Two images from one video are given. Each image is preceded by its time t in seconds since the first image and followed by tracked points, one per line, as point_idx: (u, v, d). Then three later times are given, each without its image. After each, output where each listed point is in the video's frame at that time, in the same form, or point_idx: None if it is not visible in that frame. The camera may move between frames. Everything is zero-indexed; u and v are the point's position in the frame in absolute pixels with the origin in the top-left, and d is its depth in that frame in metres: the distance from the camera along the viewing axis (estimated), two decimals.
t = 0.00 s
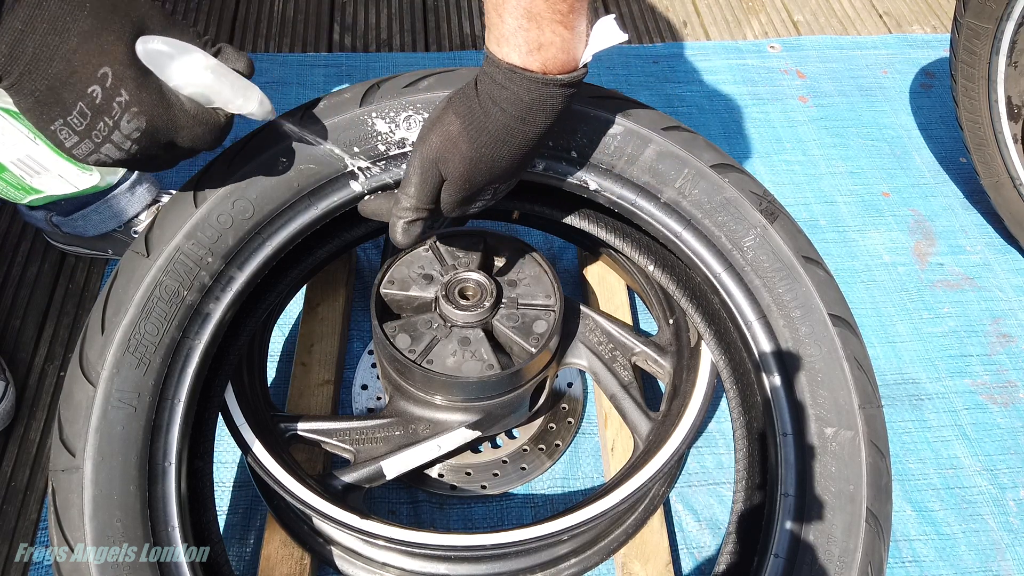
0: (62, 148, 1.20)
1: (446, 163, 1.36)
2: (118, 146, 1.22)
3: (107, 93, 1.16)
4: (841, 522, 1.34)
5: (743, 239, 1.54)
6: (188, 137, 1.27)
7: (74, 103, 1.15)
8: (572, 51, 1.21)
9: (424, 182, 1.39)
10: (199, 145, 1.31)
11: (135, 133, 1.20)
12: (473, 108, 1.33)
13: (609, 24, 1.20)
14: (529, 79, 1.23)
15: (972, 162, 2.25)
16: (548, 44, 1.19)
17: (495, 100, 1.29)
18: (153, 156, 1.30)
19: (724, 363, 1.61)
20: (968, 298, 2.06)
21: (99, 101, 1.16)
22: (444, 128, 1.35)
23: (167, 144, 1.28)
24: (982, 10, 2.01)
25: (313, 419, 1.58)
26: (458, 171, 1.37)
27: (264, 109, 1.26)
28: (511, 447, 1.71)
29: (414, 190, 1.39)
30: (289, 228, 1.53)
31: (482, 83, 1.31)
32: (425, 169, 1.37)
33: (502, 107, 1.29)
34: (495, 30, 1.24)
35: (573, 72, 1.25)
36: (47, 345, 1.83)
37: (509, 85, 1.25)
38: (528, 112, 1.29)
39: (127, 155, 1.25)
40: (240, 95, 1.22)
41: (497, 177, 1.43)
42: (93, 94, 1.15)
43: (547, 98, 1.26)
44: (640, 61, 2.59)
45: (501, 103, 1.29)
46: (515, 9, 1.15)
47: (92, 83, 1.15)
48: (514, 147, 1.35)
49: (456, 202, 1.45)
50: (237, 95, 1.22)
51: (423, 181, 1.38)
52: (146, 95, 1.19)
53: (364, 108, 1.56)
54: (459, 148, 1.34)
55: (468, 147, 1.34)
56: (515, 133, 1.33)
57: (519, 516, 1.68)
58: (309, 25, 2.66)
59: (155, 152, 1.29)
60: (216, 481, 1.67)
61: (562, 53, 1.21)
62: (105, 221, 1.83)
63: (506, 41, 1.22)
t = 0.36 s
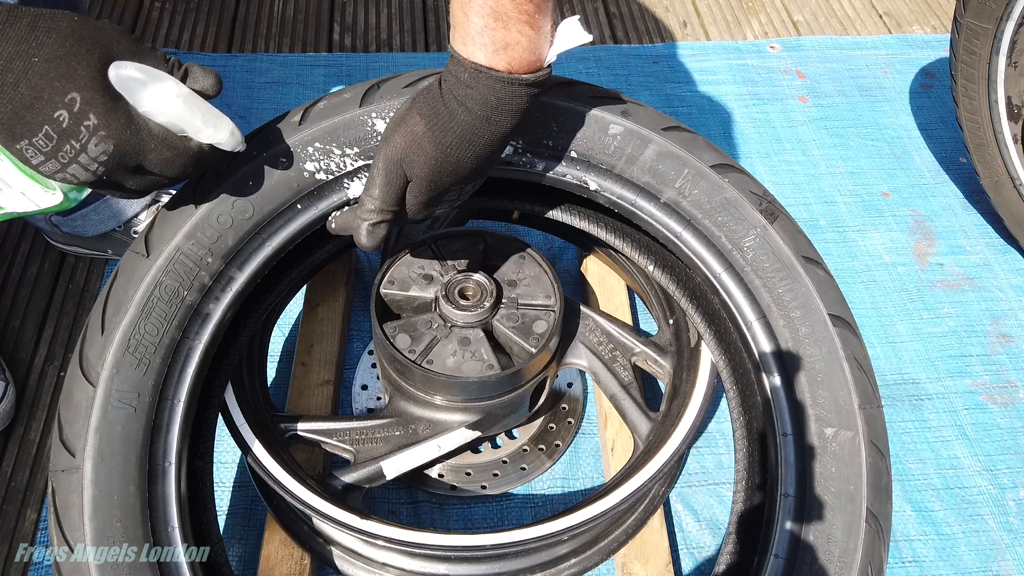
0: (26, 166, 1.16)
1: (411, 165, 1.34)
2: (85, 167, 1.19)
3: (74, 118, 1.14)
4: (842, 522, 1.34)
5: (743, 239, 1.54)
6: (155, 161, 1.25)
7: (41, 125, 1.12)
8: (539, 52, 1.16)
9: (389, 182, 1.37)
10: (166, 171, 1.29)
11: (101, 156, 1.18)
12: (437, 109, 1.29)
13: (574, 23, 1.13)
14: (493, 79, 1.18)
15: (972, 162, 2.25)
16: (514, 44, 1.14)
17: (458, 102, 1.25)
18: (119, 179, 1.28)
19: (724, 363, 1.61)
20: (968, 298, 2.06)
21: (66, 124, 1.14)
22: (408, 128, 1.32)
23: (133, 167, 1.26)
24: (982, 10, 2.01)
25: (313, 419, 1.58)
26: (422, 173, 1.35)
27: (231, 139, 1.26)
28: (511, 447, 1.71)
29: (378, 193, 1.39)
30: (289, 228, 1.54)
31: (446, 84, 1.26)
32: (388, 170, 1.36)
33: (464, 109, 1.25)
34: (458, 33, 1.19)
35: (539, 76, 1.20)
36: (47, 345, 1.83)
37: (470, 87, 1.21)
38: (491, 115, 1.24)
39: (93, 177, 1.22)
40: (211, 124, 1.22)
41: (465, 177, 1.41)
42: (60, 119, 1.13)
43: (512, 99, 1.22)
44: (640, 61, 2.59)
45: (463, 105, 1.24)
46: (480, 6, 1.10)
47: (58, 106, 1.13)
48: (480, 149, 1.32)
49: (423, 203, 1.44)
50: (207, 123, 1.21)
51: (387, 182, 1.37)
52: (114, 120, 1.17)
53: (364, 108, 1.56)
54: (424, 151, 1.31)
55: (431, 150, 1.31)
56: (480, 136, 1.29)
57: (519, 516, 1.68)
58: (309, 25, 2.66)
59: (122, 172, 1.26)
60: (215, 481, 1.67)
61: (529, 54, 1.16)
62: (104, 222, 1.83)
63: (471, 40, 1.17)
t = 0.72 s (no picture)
0: None
1: (354, 182, 1.35)
2: (48, 199, 1.20)
3: (33, 149, 1.14)
4: (841, 522, 1.34)
5: (743, 239, 1.54)
6: (122, 186, 1.26)
7: None
8: (480, 68, 1.17)
9: (331, 199, 1.37)
10: (133, 193, 1.30)
11: (64, 186, 1.19)
12: (381, 125, 1.31)
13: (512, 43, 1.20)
14: (438, 95, 1.19)
15: (972, 162, 2.25)
16: (457, 61, 1.14)
17: (402, 119, 1.27)
18: (89, 205, 1.29)
19: (724, 363, 1.61)
20: (968, 298, 2.06)
21: (24, 156, 1.14)
22: (351, 145, 1.34)
23: (101, 194, 1.26)
24: (982, 10, 2.01)
25: (313, 419, 1.57)
26: (366, 189, 1.36)
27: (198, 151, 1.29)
28: (511, 448, 1.71)
29: (320, 212, 1.38)
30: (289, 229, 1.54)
31: (388, 98, 1.28)
32: (331, 187, 1.36)
33: (410, 126, 1.27)
34: (398, 41, 1.17)
35: (478, 91, 1.22)
36: (47, 345, 1.83)
37: (416, 104, 1.22)
38: (436, 131, 1.26)
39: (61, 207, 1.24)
40: (174, 140, 1.24)
41: (407, 193, 1.43)
42: (18, 150, 1.13)
43: (454, 115, 1.24)
44: (640, 61, 2.59)
45: (408, 122, 1.26)
46: (421, 25, 1.08)
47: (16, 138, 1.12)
48: (422, 164, 1.35)
49: (365, 221, 1.44)
50: (171, 139, 1.24)
51: (330, 199, 1.37)
52: (74, 149, 1.17)
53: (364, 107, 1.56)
54: (370, 169, 1.33)
55: (376, 166, 1.33)
56: (422, 152, 1.32)
57: (519, 517, 1.68)
58: (309, 25, 2.66)
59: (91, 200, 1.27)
60: (216, 481, 1.67)
61: (471, 72, 1.17)
62: (104, 223, 1.84)
63: (411, 53, 1.16)
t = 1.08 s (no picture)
0: None
1: (343, 206, 1.34)
2: (54, 223, 1.17)
3: (36, 175, 1.11)
4: (841, 522, 1.34)
5: (743, 239, 1.54)
6: (124, 205, 1.23)
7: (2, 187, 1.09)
8: (466, 91, 1.17)
9: (318, 227, 1.35)
10: (137, 214, 1.28)
11: (70, 210, 1.16)
12: (369, 150, 1.32)
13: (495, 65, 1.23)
14: (426, 119, 1.19)
15: (972, 162, 2.25)
16: (444, 85, 1.14)
17: (391, 144, 1.28)
18: (91, 230, 1.27)
19: (724, 363, 1.61)
20: (968, 298, 2.06)
21: (28, 183, 1.11)
22: (338, 170, 1.33)
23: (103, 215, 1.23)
24: (982, 10, 2.01)
25: (313, 419, 1.57)
26: (356, 213, 1.36)
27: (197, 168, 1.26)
28: (511, 448, 1.71)
29: (307, 237, 1.35)
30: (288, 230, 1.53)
31: (375, 124, 1.29)
32: (318, 214, 1.34)
33: (399, 151, 1.29)
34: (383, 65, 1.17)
35: (464, 113, 1.23)
36: (47, 345, 1.83)
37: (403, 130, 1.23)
38: (425, 155, 1.28)
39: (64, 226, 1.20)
40: (173, 157, 1.21)
41: (392, 213, 1.44)
42: (22, 176, 1.10)
43: (443, 137, 1.25)
44: (640, 61, 2.59)
45: (397, 146, 1.28)
46: (407, 50, 1.08)
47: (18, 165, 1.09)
48: (411, 184, 1.37)
49: (351, 243, 1.43)
50: (171, 157, 1.20)
51: (317, 225, 1.35)
52: (77, 171, 1.14)
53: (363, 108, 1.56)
54: (361, 195, 1.34)
55: (366, 190, 1.34)
56: (411, 174, 1.34)
57: (519, 517, 1.68)
58: (309, 25, 2.66)
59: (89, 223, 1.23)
60: (215, 481, 1.67)
61: (458, 95, 1.17)
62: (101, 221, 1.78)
63: (397, 77, 1.15)
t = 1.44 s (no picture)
0: None
1: (322, 219, 1.34)
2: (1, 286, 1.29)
3: None
4: (841, 522, 1.34)
5: (743, 239, 1.54)
6: (67, 256, 1.33)
7: None
8: (437, 100, 1.23)
9: (297, 241, 1.34)
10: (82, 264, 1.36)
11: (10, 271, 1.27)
12: (345, 162, 1.32)
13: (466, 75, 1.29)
14: (398, 127, 1.23)
15: (972, 162, 2.25)
16: (419, 93, 1.19)
17: (365, 153, 1.30)
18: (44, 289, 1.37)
19: (724, 363, 1.61)
20: (968, 298, 2.06)
21: None
22: (314, 183, 1.32)
23: (51, 271, 1.33)
24: (982, 10, 2.01)
25: (313, 419, 1.57)
26: (335, 226, 1.35)
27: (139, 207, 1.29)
28: (511, 448, 1.71)
29: (285, 254, 1.34)
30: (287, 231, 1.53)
31: (348, 136, 1.31)
32: (295, 230, 1.33)
33: (372, 158, 1.30)
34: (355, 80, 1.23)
35: (435, 122, 1.27)
36: (47, 345, 1.83)
37: (375, 137, 1.25)
38: (399, 162, 1.30)
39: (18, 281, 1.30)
40: (112, 200, 1.26)
41: (368, 224, 1.44)
42: None
43: (415, 145, 1.28)
44: (640, 61, 2.59)
45: (372, 155, 1.29)
46: (381, 59, 1.13)
47: None
48: (387, 194, 1.38)
49: (330, 257, 1.41)
50: (109, 201, 1.26)
51: (296, 240, 1.34)
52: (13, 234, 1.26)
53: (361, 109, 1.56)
54: (340, 207, 1.33)
55: (343, 201, 1.33)
56: (386, 183, 1.35)
57: (519, 517, 1.68)
58: (309, 25, 2.65)
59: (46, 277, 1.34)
60: (215, 481, 1.67)
61: (429, 103, 1.22)
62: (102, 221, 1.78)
63: (371, 87, 1.20)
